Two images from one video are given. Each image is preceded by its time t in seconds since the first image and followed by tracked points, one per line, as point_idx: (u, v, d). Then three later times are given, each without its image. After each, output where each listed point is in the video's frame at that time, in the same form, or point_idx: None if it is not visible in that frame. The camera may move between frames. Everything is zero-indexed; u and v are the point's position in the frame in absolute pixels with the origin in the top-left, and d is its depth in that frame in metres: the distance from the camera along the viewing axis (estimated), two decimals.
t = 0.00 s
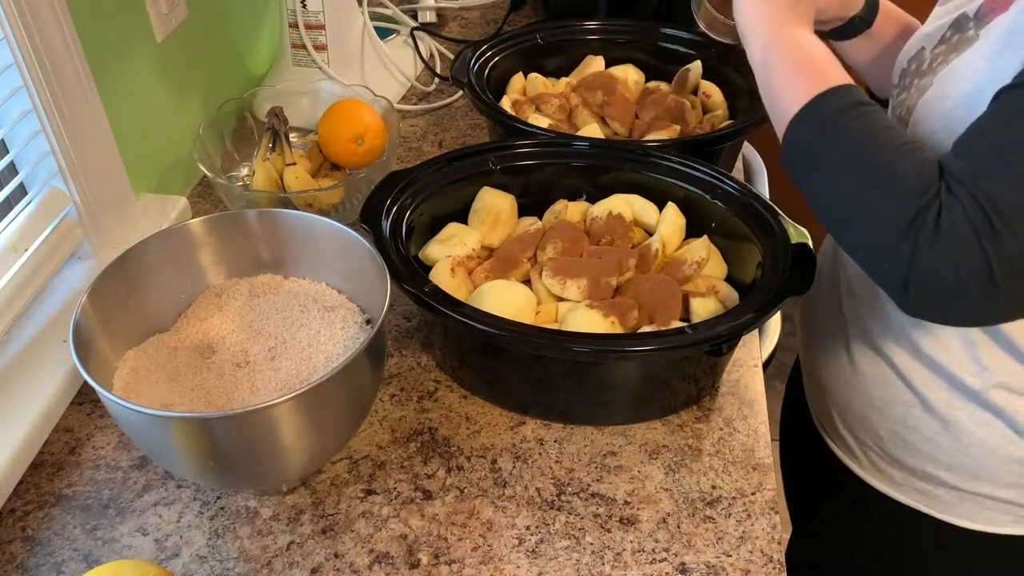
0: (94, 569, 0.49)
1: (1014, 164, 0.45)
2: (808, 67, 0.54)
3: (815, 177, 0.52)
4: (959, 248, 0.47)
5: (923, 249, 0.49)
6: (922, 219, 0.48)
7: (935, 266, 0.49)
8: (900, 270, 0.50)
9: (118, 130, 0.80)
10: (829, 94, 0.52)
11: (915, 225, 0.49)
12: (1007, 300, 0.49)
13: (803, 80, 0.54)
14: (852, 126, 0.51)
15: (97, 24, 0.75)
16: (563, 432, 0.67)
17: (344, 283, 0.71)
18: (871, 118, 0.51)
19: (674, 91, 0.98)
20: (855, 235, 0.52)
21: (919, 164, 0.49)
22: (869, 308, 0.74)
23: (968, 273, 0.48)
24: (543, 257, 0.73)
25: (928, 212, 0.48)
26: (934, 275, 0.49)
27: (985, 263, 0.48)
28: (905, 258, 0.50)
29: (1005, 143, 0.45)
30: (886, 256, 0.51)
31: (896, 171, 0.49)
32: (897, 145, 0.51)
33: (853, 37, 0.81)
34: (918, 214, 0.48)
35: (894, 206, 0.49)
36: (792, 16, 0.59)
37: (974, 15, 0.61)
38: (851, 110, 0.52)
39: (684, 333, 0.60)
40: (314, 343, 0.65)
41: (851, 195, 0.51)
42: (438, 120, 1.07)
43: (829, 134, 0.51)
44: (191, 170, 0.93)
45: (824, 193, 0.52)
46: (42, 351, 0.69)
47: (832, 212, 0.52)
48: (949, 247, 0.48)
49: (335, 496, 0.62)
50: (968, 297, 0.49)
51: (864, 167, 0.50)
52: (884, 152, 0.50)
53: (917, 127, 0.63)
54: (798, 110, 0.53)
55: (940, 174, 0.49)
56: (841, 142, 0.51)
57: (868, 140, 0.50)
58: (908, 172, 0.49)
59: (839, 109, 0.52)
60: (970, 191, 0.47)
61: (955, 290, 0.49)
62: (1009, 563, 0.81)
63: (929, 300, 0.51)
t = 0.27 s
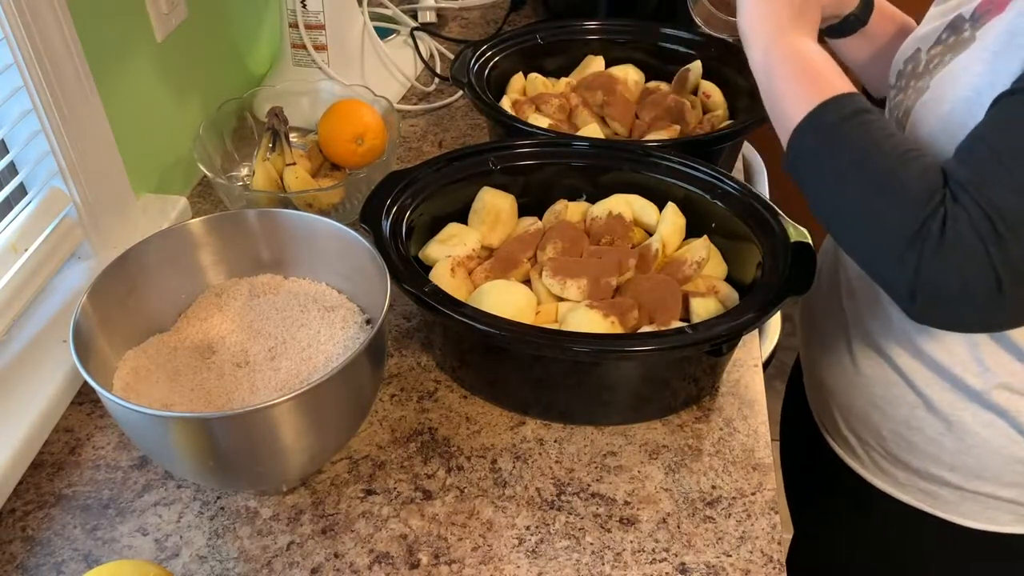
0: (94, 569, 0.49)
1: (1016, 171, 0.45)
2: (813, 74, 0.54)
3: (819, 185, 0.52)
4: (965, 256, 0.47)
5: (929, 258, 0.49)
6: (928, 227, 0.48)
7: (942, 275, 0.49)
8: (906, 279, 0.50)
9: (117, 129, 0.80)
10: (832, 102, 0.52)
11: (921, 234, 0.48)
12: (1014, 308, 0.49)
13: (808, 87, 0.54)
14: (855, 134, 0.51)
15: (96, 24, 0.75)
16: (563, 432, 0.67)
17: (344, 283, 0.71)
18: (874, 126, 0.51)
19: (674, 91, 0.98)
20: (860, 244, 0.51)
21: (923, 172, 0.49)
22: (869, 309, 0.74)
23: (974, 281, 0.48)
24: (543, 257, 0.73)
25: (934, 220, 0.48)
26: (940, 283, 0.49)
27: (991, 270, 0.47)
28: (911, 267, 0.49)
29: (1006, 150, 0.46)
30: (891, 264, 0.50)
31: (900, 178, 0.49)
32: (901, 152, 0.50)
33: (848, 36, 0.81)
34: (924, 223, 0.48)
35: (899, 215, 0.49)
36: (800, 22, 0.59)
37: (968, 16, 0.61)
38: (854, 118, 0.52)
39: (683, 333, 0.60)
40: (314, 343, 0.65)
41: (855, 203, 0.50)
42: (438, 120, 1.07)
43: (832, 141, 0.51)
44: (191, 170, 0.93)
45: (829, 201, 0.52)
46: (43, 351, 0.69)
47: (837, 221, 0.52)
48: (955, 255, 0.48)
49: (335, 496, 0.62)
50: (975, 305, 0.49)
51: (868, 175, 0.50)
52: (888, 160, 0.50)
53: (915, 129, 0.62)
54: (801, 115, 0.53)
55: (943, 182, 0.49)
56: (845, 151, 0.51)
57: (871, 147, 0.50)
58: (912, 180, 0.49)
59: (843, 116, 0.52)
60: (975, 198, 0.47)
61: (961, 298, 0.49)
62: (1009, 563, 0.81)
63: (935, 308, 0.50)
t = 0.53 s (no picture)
0: (94, 569, 0.49)
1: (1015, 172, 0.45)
2: (814, 75, 0.54)
3: (817, 185, 0.52)
4: (964, 256, 0.48)
5: (928, 257, 0.49)
6: (927, 228, 0.48)
7: (940, 274, 0.49)
8: (904, 278, 0.50)
9: (117, 130, 0.80)
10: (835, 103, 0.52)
11: (920, 234, 0.49)
12: (1014, 306, 0.50)
13: (807, 86, 0.54)
14: (853, 135, 0.51)
15: (96, 24, 0.75)
16: (563, 432, 0.67)
17: (344, 283, 0.71)
18: (873, 127, 0.51)
19: (674, 91, 0.98)
20: (859, 244, 0.52)
21: (921, 172, 0.49)
22: (869, 310, 0.74)
23: (973, 281, 0.48)
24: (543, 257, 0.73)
25: (932, 221, 0.48)
26: (939, 283, 0.49)
27: (991, 270, 0.48)
28: (909, 266, 0.50)
29: (1004, 151, 0.45)
30: (889, 263, 0.51)
31: (898, 178, 0.49)
32: (898, 152, 0.50)
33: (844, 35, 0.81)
34: (922, 223, 0.48)
35: (897, 215, 0.49)
36: (799, 20, 0.59)
37: (968, 16, 0.61)
38: (851, 119, 0.52)
39: (683, 333, 0.60)
40: (314, 343, 0.65)
41: (853, 203, 0.51)
42: (438, 120, 1.07)
43: (830, 143, 0.51)
44: (191, 170, 0.93)
45: (827, 202, 0.52)
46: (43, 351, 0.69)
47: (834, 221, 0.52)
48: (954, 256, 0.48)
49: (335, 496, 0.62)
50: (974, 303, 0.50)
51: (866, 175, 0.50)
52: (885, 160, 0.50)
53: (916, 129, 0.62)
54: (802, 115, 0.53)
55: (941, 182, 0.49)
56: (843, 152, 0.51)
57: (869, 148, 0.50)
58: (910, 180, 0.49)
59: (840, 118, 0.52)
60: (974, 199, 0.47)
61: (960, 297, 0.49)
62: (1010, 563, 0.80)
63: (934, 306, 0.51)
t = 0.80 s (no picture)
0: (94, 569, 0.49)
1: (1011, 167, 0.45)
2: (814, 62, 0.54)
3: (815, 172, 0.52)
4: (955, 248, 0.48)
5: (920, 249, 0.49)
6: (920, 219, 0.49)
7: (932, 266, 0.49)
8: (896, 269, 0.51)
9: (117, 130, 0.80)
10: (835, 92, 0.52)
11: (912, 226, 0.49)
12: (1007, 301, 0.50)
13: (809, 75, 0.54)
14: (853, 124, 0.51)
15: (96, 24, 0.75)
16: (563, 432, 0.67)
17: (343, 283, 0.71)
18: (871, 118, 0.51)
19: (674, 91, 0.98)
20: (852, 231, 0.52)
21: (920, 164, 0.49)
22: (870, 312, 0.74)
23: (964, 274, 0.48)
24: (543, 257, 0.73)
25: (925, 212, 0.48)
26: (930, 275, 0.49)
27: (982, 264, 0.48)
28: (901, 257, 0.50)
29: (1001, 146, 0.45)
30: (880, 253, 0.51)
31: (896, 169, 0.49)
32: (898, 144, 0.51)
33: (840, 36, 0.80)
34: (916, 216, 0.49)
35: (892, 205, 0.49)
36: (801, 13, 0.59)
37: (969, 18, 0.61)
38: (851, 109, 0.52)
39: (683, 333, 0.60)
40: (314, 343, 0.65)
41: (848, 192, 0.51)
42: (438, 120, 1.07)
43: (829, 132, 0.51)
44: (191, 170, 0.93)
45: (823, 190, 0.52)
46: (43, 351, 0.69)
47: (829, 210, 0.52)
48: (945, 248, 0.48)
49: (335, 496, 0.62)
50: (967, 296, 0.50)
51: (862, 164, 0.50)
52: (884, 151, 0.50)
53: (917, 128, 0.63)
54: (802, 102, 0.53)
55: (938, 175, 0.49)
56: (842, 141, 0.51)
57: (868, 138, 0.50)
58: (907, 172, 0.49)
59: (841, 107, 0.52)
60: (967, 192, 0.47)
61: (952, 289, 0.50)
62: (1010, 563, 0.80)
63: (924, 297, 0.51)
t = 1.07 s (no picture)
0: (94, 569, 0.49)
1: (1005, 162, 0.45)
2: (815, 52, 0.54)
3: (809, 161, 0.52)
4: (944, 242, 0.47)
5: (910, 241, 0.49)
6: (912, 211, 0.48)
7: (921, 259, 0.49)
8: (887, 261, 0.51)
9: (117, 129, 0.80)
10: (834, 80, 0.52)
11: (904, 217, 0.49)
12: (997, 299, 0.49)
13: (809, 63, 0.54)
14: (850, 115, 0.51)
15: (96, 24, 0.75)
16: (563, 432, 0.67)
17: (343, 283, 0.71)
18: (869, 109, 0.51)
19: (675, 91, 0.98)
20: (843, 222, 0.52)
21: (915, 157, 0.49)
22: (871, 313, 0.74)
23: (953, 268, 0.48)
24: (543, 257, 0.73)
25: (917, 205, 0.48)
26: (919, 268, 0.49)
27: (971, 260, 0.47)
28: (891, 249, 0.50)
29: (999, 144, 0.45)
30: (871, 245, 0.51)
31: (891, 161, 0.49)
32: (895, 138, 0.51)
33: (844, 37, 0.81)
34: (907, 207, 0.49)
35: (885, 196, 0.49)
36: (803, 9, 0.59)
37: (973, 20, 0.61)
38: (848, 99, 0.52)
39: (683, 333, 0.60)
40: (314, 343, 0.65)
41: (841, 181, 0.51)
42: (438, 120, 1.07)
43: (826, 121, 0.51)
44: (191, 170, 0.93)
45: (816, 179, 0.52)
46: (43, 351, 0.69)
47: (822, 199, 0.52)
48: (935, 241, 0.48)
49: (335, 496, 0.62)
50: (955, 292, 0.49)
51: (856, 154, 0.50)
52: (881, 142, 0.50)
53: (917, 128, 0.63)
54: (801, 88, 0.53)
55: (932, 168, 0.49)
56: (839, 130, 0.51)
57: (864, 129, 0.50)
58: (902, 163, 0.49)
59: (837, 96, 0.52)
60: (959, 186, 0.47)
61: (940, 284, 0.49)
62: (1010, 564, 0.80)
63: (914, 291, 0.51)
